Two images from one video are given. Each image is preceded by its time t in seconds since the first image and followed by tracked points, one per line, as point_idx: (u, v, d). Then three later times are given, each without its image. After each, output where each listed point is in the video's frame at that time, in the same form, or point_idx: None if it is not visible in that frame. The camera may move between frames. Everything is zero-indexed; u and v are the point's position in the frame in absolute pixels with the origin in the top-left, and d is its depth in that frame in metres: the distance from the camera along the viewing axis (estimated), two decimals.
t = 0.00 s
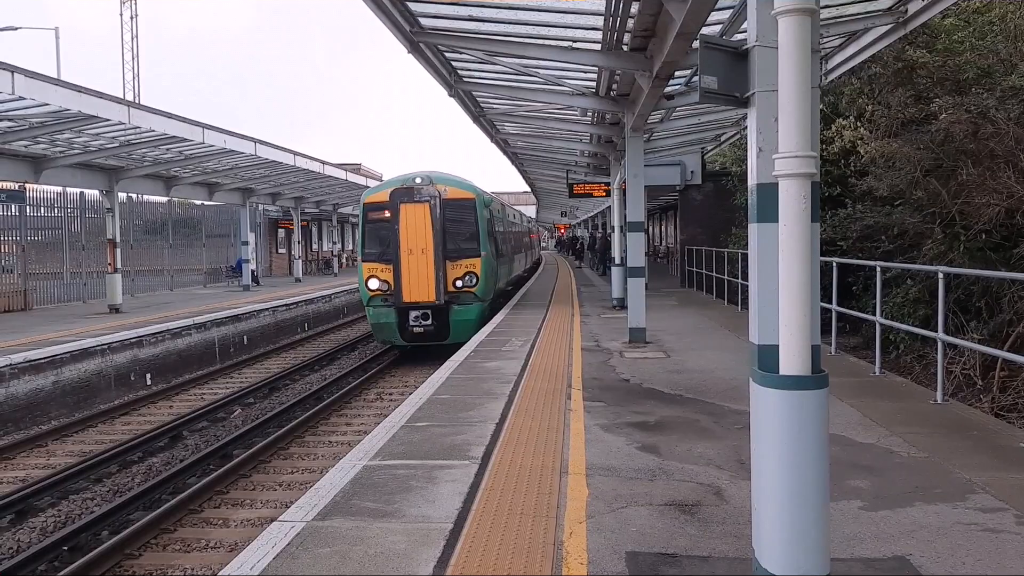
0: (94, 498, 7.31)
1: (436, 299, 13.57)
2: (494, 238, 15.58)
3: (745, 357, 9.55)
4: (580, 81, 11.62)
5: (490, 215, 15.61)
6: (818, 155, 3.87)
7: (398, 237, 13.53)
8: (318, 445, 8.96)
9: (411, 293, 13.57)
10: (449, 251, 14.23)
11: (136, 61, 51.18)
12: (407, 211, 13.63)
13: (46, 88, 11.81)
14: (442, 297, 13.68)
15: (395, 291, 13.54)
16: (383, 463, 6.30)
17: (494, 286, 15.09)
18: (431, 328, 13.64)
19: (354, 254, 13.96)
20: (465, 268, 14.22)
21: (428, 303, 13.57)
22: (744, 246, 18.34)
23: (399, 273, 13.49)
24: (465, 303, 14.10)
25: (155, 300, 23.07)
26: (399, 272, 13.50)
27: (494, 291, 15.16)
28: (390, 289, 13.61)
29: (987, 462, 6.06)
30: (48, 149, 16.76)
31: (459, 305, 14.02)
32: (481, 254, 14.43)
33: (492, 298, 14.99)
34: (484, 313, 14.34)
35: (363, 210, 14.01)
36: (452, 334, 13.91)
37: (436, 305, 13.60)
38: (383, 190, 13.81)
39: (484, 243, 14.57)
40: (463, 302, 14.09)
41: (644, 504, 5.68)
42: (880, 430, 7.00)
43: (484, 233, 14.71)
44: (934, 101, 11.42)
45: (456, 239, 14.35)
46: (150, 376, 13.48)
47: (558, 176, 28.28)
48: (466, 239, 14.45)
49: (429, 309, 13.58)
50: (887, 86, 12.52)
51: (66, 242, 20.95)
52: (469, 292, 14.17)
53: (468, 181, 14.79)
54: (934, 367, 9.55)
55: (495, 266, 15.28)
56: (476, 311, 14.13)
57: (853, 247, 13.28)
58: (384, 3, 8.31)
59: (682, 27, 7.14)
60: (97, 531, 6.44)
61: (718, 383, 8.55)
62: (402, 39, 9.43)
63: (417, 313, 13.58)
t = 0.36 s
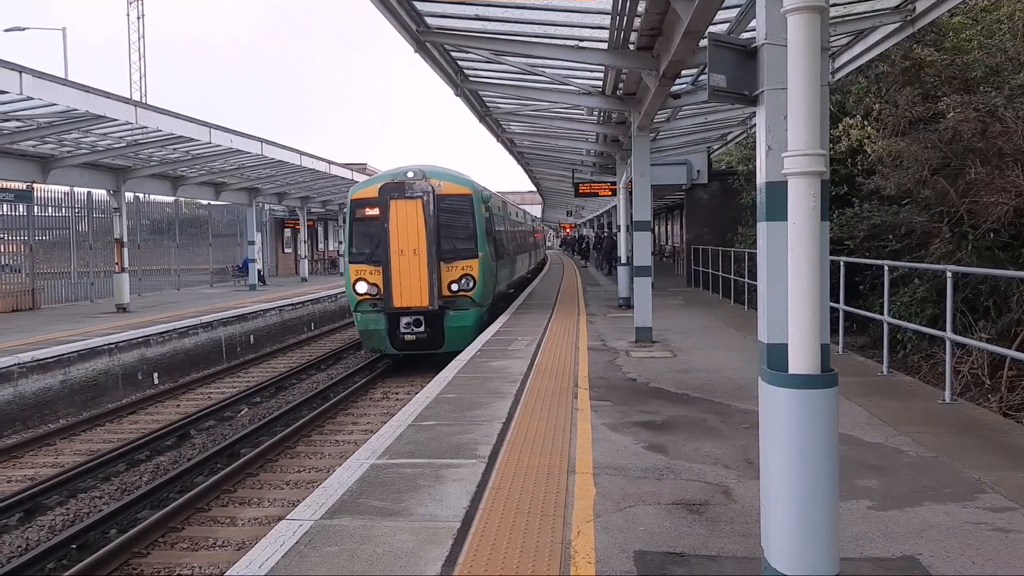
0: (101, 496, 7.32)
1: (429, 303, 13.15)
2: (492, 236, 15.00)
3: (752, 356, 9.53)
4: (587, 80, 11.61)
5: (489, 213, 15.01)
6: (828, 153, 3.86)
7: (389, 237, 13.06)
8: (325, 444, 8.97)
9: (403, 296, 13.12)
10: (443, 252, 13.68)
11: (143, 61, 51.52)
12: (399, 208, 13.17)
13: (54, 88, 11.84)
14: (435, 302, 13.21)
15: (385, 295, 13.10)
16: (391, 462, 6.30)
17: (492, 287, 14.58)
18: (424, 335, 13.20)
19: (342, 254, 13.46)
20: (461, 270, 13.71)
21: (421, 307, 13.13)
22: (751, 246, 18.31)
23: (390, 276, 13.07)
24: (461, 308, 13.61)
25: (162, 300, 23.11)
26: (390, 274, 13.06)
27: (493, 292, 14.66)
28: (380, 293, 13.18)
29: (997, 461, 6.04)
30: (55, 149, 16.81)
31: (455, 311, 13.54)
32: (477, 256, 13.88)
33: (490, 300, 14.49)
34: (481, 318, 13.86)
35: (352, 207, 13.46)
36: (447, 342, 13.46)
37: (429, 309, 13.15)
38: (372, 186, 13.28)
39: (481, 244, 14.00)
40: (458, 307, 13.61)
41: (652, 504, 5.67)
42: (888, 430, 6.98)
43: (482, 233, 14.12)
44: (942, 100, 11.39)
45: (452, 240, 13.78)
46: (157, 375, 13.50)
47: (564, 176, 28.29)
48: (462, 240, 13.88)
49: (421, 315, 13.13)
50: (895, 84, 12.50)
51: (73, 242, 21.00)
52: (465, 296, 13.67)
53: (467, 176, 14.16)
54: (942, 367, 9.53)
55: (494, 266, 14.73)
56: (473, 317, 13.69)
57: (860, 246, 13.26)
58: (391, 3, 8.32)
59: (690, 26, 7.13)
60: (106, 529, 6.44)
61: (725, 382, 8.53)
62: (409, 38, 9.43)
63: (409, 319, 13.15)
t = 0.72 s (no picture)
0: (117, 495, 7.37)
1: (427, 310, 11.84)
2: (495, 236, 13.79)
3: (767, 357, 9.50)
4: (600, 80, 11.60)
5: (493, 213, 13.82)
6: (843, 153, 3.83)
7: (383, 237, 11.81)
8: (338, 444, 8.99)
9: (398, 302, 11.81)
10: (442, 254, 12.43)
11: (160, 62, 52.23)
12: (393, 206, 11.92)
13: (69, 90, 11.92)
14: (434, 308, 11.92)
15: (378, 301, 11.80)
16: (404, 462, 6.31)
17: (496, 292, 13.35)
18: (421, 345, 11.94)
19: (331, 256, 12.25)
20: (462, 274, 12.46)
21: (418, 315, 11.82)
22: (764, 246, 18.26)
23: (384, 280, 11.80)
24: (462, 315, 12.33)
25: (176, 300, 23.23)
26: (384, 278, 11.79)
27: (496, 297, 13.43)
28: (373, 298, 11.93)
29: (1014, 464, 5.99)
30: (71, 150, 16.93)
31: (455, 319, 12.27)
32: (480, 257, 12.63)
33: (494, 305, 13.26)
34: (485, 327, 12.62)
35: (343, 205, 12.31)
36: (446, 352, 12.20)
37: (427, 317, 11.86)
38: (365, 181, 12.09)
39: (484, 245, 12.78)
40: (459, 314, 12.34)
41: (666, 505, 5.66)
42: (903, 431, 6.94)
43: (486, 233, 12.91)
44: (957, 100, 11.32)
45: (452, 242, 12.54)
46: (171, 375, 13.57)
47: (576, 176, 28.28)
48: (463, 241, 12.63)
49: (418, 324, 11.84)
50: (910, 84, 12.43)
51: (89, 242, 21.14)
52: (467, 302, 12.41)
53: (468, 172, 12.96)
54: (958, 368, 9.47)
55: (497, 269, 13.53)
56: (475, 325, 12.41)
57: (875, 247, 13.21)
58: (404, 4, 8.33)
59: (704, 26, 7.11)
60: (121, 528, 6.48)
61: (740, 384, 8.50)
62: (423, 39, 9.44)
63: (405, 327, 11.86)
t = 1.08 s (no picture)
0: (137, 497, 7.43)
1: (426, 321, 10.90)
2: (503, 238, 12.80)
3: (786, 361, 9.45)
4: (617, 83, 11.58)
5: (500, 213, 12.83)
6: (863, 157, 3.81)
7: (378, 241, 10.89)
8: (356, 447, 9.02)
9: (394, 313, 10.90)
10: (443, 259, 11.49)
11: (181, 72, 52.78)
12: (389, 206, 10.93)
13: (90, 95, 12.05)
14: (434, 319, 10.95)
15: (373, 311, 10.89)
16: (422, 465, 6.33)
17: (503, 299, 12.41)
18: (420, 360, 11.08)
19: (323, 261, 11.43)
20: (466, 280, 11.51)
21: (416, 327, 10.88)
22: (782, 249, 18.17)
23: (379, 287, 10.88)
24: (465, 327, 11.43)
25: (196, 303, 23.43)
26: (380, 285, 10.88)
27: (504, 305, 12.49)
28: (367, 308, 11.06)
29: None
30: (92, 156, 17.12)
31: (458, 330, 11.36)
32: (485, 263, 11.65)
33: (501, 314, 12.35)
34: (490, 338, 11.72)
35: (337, 206, 11.53)
36: (447, 367, 11.31)
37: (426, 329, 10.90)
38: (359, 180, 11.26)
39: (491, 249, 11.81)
40: (462, 325, 11.41)
41: (684, 509, 5.65)
42: (925, 436, 6.89)
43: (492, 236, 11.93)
44: (979, 102, 11.23)
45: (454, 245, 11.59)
46: (191, 378, 13.67)
47: (593, 179, 28.27)
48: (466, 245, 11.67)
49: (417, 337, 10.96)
50: (930, 86, 12.34)
51: (110, 246, 21.37)
52: (470, 311, 11.46)
53: (474, 168, 11.92)
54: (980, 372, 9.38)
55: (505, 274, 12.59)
56: (479, 337, 11.46)
57: (896, 250, 13.12)
58: (420, 8, 8.36)
59: (722, 29, 7.10)
60: (142, 530, 6.53)
61: (759, 388, 8.46)
62: (440, 43, 9.47)
63: (402, 340, 10.98)
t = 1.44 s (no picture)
0: (160, 500, 7.49)
1: (425, 335, 9.68)
2: (513, 242, 11.57)
3: (808, 367, 9.37)
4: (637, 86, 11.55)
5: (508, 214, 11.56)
6: (887, 160, 3.78)
7: (371, 246, 9.69)
8: (376, 451, 9.04)
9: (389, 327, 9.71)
10: (444, 266, 10.24)
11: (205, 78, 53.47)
12: (382, 206, 9.69)
13: (114, 101, 12.17)
14: (434, 332, 9.71)
15: (365, 323, 9.70)
16: (443, 469, 6.34)
17: (512, 308, 11.17)
18: (418, 378, 9.89)
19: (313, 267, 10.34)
20: (469, 288, 10.22)
21: (413, 342, 9.66)
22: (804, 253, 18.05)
23: (372, 296, 9.67)
24: (467, 341, 10.18)
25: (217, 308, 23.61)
26: (372, 295, 9.68)
27: (513, 315, 11.25)
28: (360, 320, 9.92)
29: None
30: (116, 161, 17.31)
31: (459, 344, 10.11)
32: (491, 269, 10.37)
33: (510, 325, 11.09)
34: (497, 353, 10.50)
35: (328, 207, 10.46)
36: (449, 386, 10.12)
37: (424, 343, 9.69)
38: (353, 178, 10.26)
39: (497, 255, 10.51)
40: (465, 338, 10.17)
41: (706, 515, 5.62)
42: (949, 441, 6.82)
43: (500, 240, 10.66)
44: (1003, 104, 11.12)
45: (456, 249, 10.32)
46: (212, 382, 13.76)
47: (612, 183, 28.24)
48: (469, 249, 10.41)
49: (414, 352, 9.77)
50: (954, 89, 12.23)
51: (133, 251, 21.58)
52: (474, 323, 10.19)
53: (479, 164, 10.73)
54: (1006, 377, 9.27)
55: (514, 282, 11.33)
56: (483, 352, 10.21)
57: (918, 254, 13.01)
58: (441, 13, 8.39)
59: (743, 33, 7.08)
60: (164, 533, 6.58)
61: (781, 393, 8.40)
62: (460, 48, 9.50)
63: (399, 355, 9.82)
